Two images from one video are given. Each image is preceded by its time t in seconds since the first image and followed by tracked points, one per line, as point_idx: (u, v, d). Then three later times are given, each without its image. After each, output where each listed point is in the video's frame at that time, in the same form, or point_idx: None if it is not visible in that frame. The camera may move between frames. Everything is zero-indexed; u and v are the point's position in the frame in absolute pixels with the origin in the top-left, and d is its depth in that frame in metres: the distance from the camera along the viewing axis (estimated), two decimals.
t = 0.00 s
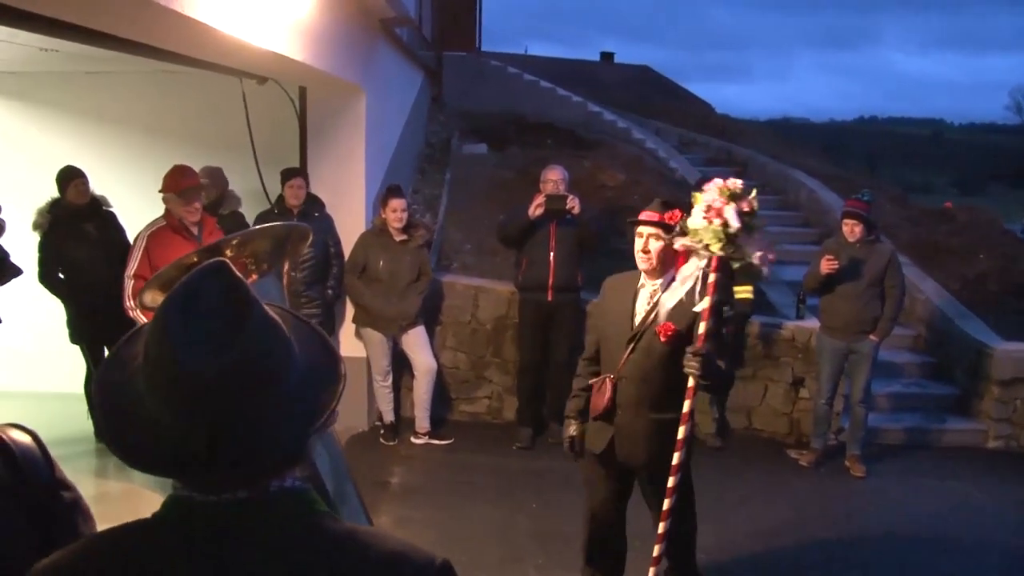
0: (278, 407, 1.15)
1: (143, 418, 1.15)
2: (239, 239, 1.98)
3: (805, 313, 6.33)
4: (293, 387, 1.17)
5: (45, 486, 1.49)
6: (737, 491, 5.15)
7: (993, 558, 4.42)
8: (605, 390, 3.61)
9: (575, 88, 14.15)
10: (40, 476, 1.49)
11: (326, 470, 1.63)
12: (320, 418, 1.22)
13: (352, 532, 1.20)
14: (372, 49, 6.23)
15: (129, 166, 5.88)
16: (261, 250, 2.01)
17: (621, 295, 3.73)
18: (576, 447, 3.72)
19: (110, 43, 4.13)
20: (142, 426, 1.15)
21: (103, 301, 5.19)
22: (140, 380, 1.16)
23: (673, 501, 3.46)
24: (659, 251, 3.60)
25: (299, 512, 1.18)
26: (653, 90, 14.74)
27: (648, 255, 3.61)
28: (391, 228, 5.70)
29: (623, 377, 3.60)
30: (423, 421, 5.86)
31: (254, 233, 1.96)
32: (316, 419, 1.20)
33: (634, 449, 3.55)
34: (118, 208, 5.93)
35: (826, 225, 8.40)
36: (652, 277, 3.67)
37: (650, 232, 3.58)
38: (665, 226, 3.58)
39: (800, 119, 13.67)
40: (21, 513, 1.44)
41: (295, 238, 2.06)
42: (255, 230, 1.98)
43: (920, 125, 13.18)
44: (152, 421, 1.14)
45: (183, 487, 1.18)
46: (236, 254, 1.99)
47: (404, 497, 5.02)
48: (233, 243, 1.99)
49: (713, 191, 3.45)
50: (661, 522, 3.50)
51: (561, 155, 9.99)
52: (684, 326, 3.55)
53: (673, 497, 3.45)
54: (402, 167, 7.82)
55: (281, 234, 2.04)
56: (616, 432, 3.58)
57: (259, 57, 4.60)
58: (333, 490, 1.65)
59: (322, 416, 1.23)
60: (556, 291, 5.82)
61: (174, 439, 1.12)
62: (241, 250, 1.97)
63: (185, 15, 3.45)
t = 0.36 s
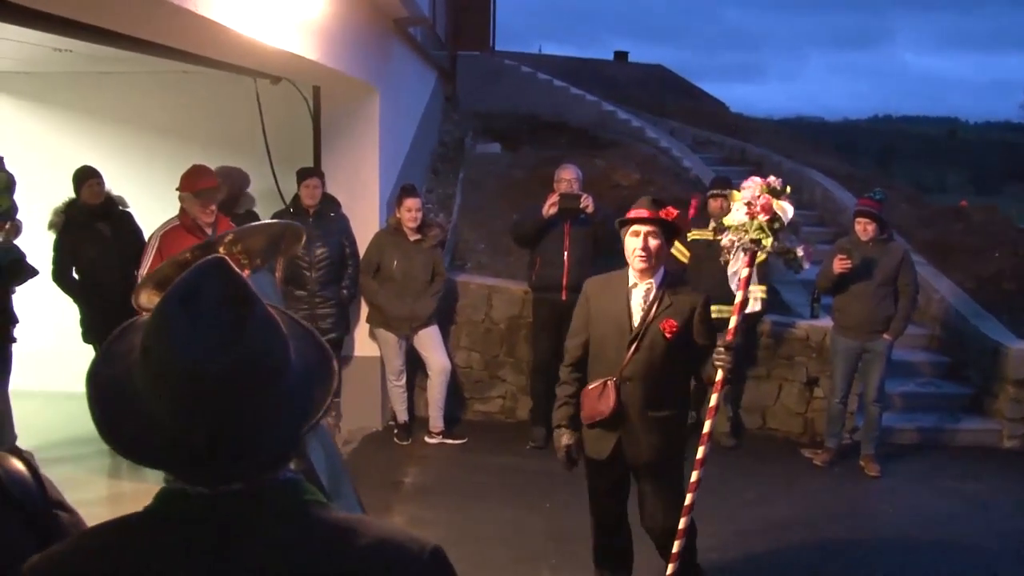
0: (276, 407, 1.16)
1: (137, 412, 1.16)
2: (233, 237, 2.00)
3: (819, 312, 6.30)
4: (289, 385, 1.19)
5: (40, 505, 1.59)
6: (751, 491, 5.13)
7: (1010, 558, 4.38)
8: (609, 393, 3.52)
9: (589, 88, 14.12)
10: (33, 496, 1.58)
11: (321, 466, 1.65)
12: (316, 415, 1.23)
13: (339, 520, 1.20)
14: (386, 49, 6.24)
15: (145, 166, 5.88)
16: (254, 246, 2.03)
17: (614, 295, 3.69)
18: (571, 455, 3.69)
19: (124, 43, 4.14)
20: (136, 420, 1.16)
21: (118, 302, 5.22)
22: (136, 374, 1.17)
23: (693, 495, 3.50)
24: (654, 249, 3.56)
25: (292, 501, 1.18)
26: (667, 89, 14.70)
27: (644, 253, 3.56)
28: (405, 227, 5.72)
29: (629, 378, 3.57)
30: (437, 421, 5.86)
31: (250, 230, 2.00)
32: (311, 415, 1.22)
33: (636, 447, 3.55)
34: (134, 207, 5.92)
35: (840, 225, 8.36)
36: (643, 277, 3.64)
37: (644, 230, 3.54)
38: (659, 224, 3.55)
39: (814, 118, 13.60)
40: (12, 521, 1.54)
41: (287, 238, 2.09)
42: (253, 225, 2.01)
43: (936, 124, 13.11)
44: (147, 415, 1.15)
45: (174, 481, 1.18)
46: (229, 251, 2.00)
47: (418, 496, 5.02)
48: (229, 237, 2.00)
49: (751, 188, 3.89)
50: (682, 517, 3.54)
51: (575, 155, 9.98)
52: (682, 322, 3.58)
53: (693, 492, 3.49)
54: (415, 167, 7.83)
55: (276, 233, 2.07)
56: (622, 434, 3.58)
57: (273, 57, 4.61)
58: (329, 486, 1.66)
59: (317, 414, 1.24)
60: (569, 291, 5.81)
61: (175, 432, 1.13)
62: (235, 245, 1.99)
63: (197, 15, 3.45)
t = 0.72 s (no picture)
0: (254, 410, 1.17)
1: (109, 409, 1.15)
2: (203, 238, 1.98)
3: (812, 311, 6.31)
4: (265, 389, 1.19)
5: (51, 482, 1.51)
6: (745, 490, 5.13)
7: (1004, 555, 4.39)
8: (614, 398, 3.51)
9: (583, 87, 14.10)
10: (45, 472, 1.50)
11: (293, 462, 1.72)
12: (287, 416, 1.25)
13: (307, 524, 1.21)
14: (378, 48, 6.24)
15: (139, 166, 5.83)
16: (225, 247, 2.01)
17: (596, 302, 3.67)
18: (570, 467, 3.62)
19: (116, 43, 4.13)
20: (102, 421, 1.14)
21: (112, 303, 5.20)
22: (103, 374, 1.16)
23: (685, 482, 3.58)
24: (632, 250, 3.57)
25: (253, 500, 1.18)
26: (661, 89, 14.70)
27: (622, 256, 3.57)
28: (399, 228, 5.70)
29: (629, 377, 3.59)
30: (430, 421, 5.85)
31: (222, 230, 2.00)
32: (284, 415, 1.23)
33: (639, 438, 3.60)
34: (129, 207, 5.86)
35: (833, 223, 8.37)
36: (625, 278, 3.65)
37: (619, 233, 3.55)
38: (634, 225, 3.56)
39: (808, 117, 13.62)
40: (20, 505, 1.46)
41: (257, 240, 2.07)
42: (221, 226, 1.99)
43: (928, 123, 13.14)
44: (116, 416, 1.14)
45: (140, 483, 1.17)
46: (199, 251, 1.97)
47: (412, 496, 5.01)
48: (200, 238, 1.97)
49: (738, 175, 3.91)
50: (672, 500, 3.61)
51: (569, 154, 9.97)
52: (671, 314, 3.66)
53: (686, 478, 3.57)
54: (408, 166, 7.81)
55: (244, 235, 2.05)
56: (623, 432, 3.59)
57: (265, 57, 4.60)
58: (302, 483, 1.73)
59: (286, 419, 1.25)
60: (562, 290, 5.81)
61: (154, 430, 1.12)
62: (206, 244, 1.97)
63: (188, 15, 3.44)
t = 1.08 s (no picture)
0: (238, 410, 1.16)
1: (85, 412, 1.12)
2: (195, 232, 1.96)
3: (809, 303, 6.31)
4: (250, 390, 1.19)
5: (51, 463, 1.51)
6: (742, 483, 5.13)
7: (999, 547, 4.41)
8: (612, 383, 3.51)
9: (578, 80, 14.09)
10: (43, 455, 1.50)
11: (281, 460, 1.64)
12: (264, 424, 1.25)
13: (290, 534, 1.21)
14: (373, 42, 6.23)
15: (137, 163, 5.83)
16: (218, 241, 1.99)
17: (598, 286, 3.67)
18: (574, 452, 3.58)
19: (108, 38, 4.11)
20: (76, 425, 1.12)
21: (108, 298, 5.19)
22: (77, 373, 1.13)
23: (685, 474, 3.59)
24: (633, 239, 3.55)
25: (224, 516, 1.15)
26: (656, 82, 14.69)
27: (624, 244, 3.56)
28: (394, 221, 5.67)
29: (628, 366, 3.60)
30: (426, 415, 5.86)
31: (215, 223, 1.98)
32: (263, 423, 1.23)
33: (639, 431, 3.60)
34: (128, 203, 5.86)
35: (829, 216, 8.38)
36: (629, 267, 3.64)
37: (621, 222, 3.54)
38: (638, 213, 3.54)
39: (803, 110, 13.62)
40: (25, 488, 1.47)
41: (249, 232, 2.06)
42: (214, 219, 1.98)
43: (922, 115, 13.16)
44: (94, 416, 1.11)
45: (111, 488, 1.14)
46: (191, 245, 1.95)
47: (409, 491, 5.01)
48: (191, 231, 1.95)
49: (755, 180, 3.89)
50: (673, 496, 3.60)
51: (565, 148, 9.96)
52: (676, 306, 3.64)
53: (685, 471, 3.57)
54: (403, 160, 7.80)
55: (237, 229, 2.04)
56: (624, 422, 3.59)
57: (258, 51, 4.59)
58: (292, 483, 1.65)
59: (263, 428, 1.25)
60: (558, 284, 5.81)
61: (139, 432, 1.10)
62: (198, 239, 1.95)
63: (182, 9, 3.42)
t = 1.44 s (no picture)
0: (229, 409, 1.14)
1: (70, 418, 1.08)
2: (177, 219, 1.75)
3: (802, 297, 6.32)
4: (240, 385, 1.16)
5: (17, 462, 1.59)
6: (736, 477, 5.13)
7: (992, 540, 4.41)
8: (613, 373, 3.58)
9: (572, 75, 14.07)
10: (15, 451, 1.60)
11: (265, 457, 1.60)
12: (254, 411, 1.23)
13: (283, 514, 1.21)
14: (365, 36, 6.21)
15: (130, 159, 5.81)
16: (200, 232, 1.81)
17: (622, 280, 3.74)
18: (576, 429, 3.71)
19: (98, 32, 4.08)
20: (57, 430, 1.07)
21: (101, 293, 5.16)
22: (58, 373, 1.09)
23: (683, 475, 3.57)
24: (652, 237, 3.57)
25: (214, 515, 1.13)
26: (650, 76, 14.67)
27: (641, 240, 3.58)
28: (387, 217, 5.69)
29: (633, 361, 3.63)
30: (420, 411, 5.86)
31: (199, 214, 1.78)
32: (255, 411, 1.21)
33: (638, 424, 3.62)
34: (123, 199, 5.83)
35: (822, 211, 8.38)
36: (651, 263, 3.68)
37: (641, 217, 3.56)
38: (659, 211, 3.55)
39: (796, 104, 13.62)
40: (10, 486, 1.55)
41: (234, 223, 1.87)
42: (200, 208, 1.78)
43: (915, 110, 13.17)
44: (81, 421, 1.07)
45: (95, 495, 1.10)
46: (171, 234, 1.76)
47: (402, 486, 5.00)
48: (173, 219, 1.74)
49: (762, 181, 3.89)
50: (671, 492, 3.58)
51: (558, 142, 9.94)
52: (687, 309, 3.61)
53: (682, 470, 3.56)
54: (396, 154, 7.77)
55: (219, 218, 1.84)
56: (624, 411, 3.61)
57: (249, 45, 4.56)
58: (273, 479, 1.59)
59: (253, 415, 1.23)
60: (552, 278, 5.80)
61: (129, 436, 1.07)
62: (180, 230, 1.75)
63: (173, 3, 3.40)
